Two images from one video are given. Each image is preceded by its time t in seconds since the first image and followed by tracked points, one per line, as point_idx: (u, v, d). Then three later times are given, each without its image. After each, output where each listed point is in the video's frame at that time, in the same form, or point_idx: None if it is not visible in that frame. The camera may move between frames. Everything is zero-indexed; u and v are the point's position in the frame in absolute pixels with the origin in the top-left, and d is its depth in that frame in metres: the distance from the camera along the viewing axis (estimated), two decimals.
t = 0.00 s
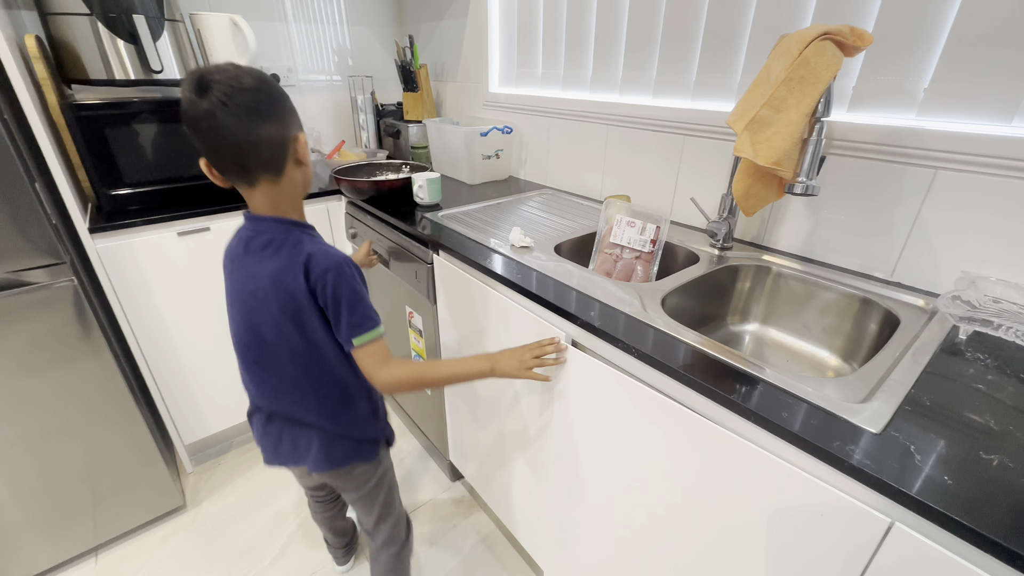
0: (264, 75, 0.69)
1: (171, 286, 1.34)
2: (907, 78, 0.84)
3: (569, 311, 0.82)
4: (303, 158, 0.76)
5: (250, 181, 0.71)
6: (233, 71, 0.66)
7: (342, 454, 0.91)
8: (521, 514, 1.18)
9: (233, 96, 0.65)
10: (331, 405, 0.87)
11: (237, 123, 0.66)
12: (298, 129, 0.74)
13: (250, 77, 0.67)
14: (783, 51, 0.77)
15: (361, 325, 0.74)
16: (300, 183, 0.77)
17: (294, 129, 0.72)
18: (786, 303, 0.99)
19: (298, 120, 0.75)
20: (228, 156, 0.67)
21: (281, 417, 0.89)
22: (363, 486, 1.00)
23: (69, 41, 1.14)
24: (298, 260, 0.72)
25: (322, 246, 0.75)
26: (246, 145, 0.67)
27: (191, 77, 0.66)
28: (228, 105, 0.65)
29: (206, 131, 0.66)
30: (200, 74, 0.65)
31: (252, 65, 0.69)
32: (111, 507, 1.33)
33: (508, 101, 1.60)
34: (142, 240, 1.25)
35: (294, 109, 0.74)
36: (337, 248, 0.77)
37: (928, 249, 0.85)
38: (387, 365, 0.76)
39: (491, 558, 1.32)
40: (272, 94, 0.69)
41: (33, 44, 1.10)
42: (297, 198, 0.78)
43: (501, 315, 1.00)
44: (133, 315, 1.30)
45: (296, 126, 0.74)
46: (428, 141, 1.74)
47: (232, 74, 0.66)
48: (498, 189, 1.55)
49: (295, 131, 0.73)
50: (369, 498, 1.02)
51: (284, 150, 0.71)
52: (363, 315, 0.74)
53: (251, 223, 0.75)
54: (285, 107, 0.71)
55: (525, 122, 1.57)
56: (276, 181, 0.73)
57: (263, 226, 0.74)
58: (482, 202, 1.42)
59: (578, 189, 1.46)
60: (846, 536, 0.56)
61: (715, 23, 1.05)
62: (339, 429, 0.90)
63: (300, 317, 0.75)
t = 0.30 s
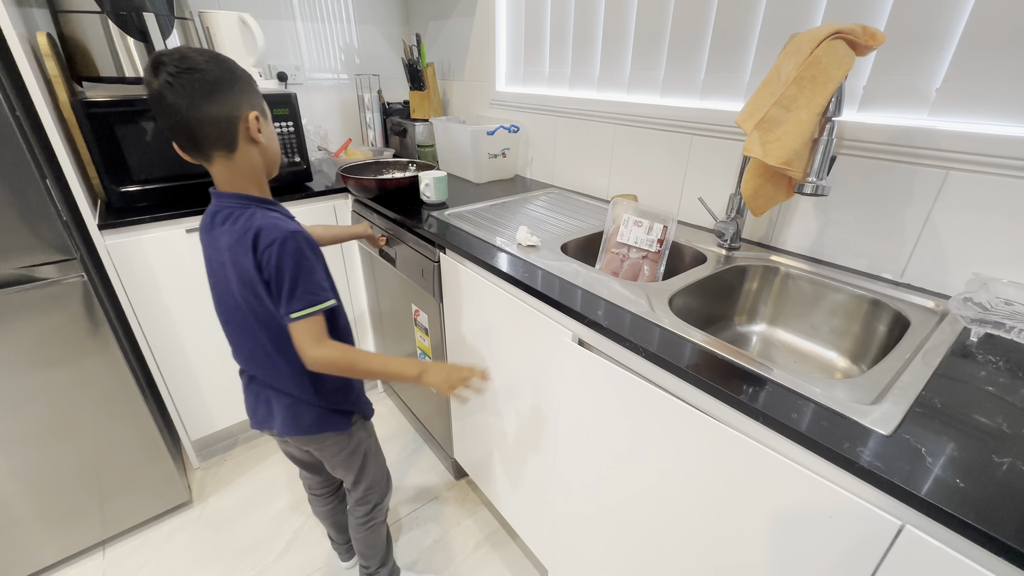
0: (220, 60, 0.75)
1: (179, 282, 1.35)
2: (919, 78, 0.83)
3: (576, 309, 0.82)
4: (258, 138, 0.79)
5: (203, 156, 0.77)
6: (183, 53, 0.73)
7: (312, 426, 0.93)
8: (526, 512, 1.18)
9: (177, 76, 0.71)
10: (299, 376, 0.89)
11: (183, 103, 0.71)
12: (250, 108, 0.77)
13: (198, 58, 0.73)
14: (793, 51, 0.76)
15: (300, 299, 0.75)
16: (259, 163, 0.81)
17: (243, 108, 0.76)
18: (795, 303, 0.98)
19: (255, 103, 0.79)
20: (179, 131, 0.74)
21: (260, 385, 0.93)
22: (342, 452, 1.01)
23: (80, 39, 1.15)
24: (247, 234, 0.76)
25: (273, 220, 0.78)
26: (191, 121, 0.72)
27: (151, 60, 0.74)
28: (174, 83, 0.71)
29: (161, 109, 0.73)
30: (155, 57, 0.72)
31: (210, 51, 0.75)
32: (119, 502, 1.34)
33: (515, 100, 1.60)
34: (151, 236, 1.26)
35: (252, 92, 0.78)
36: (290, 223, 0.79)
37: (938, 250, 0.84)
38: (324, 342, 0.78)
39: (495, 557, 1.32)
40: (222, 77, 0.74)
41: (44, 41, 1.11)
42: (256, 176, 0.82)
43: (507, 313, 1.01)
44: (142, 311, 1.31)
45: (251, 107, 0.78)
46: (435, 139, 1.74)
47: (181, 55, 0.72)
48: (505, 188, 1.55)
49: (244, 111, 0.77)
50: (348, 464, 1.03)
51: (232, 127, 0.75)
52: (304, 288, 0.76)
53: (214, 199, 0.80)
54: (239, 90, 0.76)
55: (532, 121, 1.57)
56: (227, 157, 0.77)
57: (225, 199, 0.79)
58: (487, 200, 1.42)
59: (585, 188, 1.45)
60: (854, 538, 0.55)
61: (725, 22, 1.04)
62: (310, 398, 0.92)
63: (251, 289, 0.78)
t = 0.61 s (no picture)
0: (175, 68, 0.74)
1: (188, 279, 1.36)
2: (934, 78, 0.82)
3: (583, 309, 0.82)
4: (216, 151, 0.79)
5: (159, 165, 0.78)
6: (133, 59, 0.72)
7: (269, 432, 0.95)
8: (532, 512, 1.18)
9: (126, 84, 0.71)
10: (255, 387, 0.90)
11: (137, 115, 0.72)
12: (205, 121, 0.77)
13: (149, 66, 0.72)
14: (806, 50, 0.75)
15: (262, 312, 0.78)
16: (218, 173, 0.81)
17: (194, 120, 0.76)
18: (804, 305, 0.97)
19: (213, 113, 0.78)
20: (132, 137, 0.75)
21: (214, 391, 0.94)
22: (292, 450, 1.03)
23: (91, 36, 1.17)
24: (204, 248, 0.77)
25: (230, 233, 0.78)
26: (141, 130, 0.73)
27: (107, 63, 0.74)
28: (122, 91, 0.72)
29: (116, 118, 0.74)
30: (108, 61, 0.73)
31: (166, 58, 0.74)
32: (127, 496, 1.35)
33: (522, 99, 1.60)
34: (161, 233, 1.27)
35: (210, 100, 0.78)
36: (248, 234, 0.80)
37: (952, 252, 0.83)
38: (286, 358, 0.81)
39: (500, 556, 1.32)
40: (177, 87, 0.74)
41: (57, 39, 1.12)
42: (217, 186, 0.82)
43: (513, 313, 1.00)
44: (151, 307, 1.32)
45: (207, 118, 0.77)
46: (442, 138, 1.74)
47: (130, 62, 0.72)
48: (512, 187, 1.55)
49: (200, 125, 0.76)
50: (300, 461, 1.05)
51: (183, 139, 0.75)
52: (265, 301, 0.78)
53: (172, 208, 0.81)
54: (195, 99, 0.76)
55: (539, 120, 1.56)
56: (181, 169, 0.77)
57: (182, 209, 0.80)
58: (494, 199, 1.42)
59: (592, 188, 1.45)
60: (865, 543, 0.54)
61: (736, 21, 1.03)
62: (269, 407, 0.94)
63: (209, 301, 0.80)
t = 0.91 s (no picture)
0: (116, 74, 0.72)
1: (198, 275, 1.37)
2: (951, 75, 0.81)
3: (592, 307, 0.82)
4: (160, 157, 0.78)
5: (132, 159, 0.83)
6: (82, 65, 0.72)
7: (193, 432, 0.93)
8: (538, 509, 1.18)
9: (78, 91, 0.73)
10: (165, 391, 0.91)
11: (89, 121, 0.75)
12: (146, 132, 0.76)
13: (92, 73, 0.71)
14: (821, 46, 0.74)
15: (160, 303, 0.76)
16: (175, 175, 0.82)
17: (135, 132, 0.75)
18: (815, 305, 0.96)
19: (154, 119, 0.76)
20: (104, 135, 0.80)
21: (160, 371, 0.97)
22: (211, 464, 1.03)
23: (105, 31, 1.19)
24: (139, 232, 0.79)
25: (161, 224, 0.78)
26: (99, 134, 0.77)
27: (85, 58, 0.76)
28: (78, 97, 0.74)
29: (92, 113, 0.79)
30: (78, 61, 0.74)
31: (111, 61, 0.72)
32: (137, 489, 1.37)
33: (531, 96, 1.59)
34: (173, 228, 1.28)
35: (154, 106, 0.75)
36: (181, 230, 0.79)
37: (967, 253, 0.82)
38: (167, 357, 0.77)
39: (505, 553, 1.33)
40: (115, 95, 0.72)
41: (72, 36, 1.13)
42: (180, 186, 0.83)
43: (520, 310, 1.00)
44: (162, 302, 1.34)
45: (145, 126, 0.75)
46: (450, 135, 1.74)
47: (79, 68, 0.72)
48: (520, 184, 1.55)
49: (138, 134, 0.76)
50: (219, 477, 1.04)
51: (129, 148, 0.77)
52: (170, 292, 0.76)
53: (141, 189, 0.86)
54: (133, 107, 0.74)
55: (548, 117, 1.56)
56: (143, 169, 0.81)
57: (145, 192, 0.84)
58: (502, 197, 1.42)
59: (601, 186, 1.44)
60: (876, 546, 0.54)
61: (748, 17, 1.02)
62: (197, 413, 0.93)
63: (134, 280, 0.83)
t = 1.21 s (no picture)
0: (105, 77, 0.77)
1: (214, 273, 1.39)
2: (973, 77, 0.79)
3: (603, 308, 0.82)
4: (143, 154, 0.82)
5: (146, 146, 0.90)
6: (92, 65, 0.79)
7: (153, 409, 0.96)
8: (547, 510, 1.18)
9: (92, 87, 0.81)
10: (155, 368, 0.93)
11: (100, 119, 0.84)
12: (128, 131, 0.80)
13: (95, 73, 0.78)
14: (838, 48, 0.74)
15: (117, 278, 0.78)
16: (164, 170, 0.85)
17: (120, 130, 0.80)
18: (830, 309, 0.95)
19: (133, 120, 0.79)
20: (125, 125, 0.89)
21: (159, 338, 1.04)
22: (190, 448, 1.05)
23: (125, 33, 1.21)
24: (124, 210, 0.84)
25: (140, 205, 0.82)
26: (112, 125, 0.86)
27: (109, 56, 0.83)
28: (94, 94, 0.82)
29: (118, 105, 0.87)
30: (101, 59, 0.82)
31: (105, 65, 0.77)
32: (153, 483, 1.39)
33: (544, 98, 1.59)
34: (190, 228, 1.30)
35: (133, 109, 0.78)
36: (154, 213, 0.82)
37: (987, 258, 0.81)
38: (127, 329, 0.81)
39: (514, 553, 1.33)
40: (105, 97, 0.78)
41: (95, 39, 1.16)
42: (170, 181, 0.87)
43: (531, 311, 1.00)
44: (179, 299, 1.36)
45: (127, 126, 0.80)
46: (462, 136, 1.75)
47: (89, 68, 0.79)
48: (532, 185, 1.55)
49: (122, 131, 0.80)
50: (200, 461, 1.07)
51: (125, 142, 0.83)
52: (129, 270, 0.78)
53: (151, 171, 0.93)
54: (117, 109, 0.78)
55: (560, 118, 1.56)
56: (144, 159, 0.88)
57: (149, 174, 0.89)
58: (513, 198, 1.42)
59: (612, 187, 1.44)
60: (892, 555, 0.53)
61: (764, 18, 1.01)
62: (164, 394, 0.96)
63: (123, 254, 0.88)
